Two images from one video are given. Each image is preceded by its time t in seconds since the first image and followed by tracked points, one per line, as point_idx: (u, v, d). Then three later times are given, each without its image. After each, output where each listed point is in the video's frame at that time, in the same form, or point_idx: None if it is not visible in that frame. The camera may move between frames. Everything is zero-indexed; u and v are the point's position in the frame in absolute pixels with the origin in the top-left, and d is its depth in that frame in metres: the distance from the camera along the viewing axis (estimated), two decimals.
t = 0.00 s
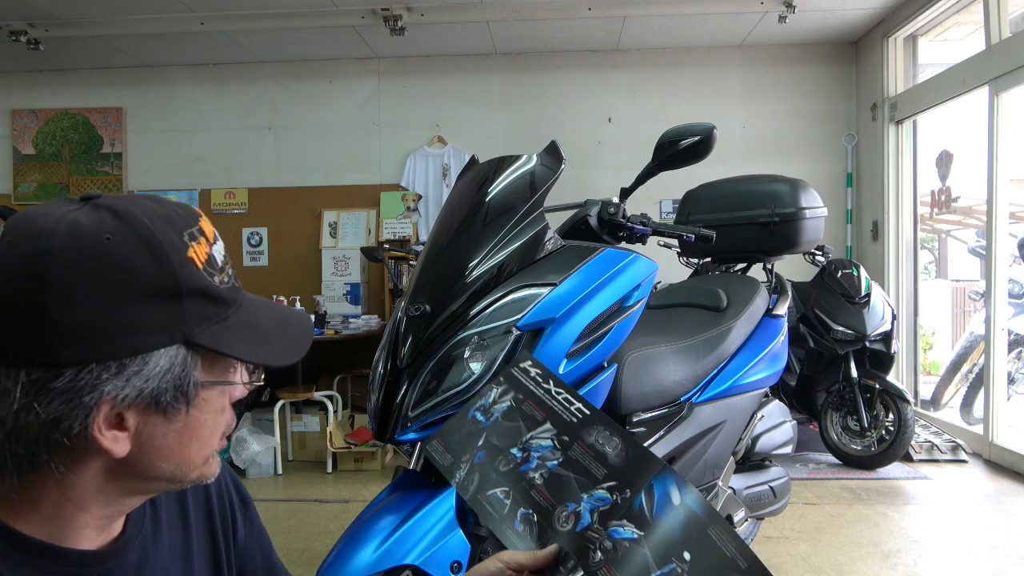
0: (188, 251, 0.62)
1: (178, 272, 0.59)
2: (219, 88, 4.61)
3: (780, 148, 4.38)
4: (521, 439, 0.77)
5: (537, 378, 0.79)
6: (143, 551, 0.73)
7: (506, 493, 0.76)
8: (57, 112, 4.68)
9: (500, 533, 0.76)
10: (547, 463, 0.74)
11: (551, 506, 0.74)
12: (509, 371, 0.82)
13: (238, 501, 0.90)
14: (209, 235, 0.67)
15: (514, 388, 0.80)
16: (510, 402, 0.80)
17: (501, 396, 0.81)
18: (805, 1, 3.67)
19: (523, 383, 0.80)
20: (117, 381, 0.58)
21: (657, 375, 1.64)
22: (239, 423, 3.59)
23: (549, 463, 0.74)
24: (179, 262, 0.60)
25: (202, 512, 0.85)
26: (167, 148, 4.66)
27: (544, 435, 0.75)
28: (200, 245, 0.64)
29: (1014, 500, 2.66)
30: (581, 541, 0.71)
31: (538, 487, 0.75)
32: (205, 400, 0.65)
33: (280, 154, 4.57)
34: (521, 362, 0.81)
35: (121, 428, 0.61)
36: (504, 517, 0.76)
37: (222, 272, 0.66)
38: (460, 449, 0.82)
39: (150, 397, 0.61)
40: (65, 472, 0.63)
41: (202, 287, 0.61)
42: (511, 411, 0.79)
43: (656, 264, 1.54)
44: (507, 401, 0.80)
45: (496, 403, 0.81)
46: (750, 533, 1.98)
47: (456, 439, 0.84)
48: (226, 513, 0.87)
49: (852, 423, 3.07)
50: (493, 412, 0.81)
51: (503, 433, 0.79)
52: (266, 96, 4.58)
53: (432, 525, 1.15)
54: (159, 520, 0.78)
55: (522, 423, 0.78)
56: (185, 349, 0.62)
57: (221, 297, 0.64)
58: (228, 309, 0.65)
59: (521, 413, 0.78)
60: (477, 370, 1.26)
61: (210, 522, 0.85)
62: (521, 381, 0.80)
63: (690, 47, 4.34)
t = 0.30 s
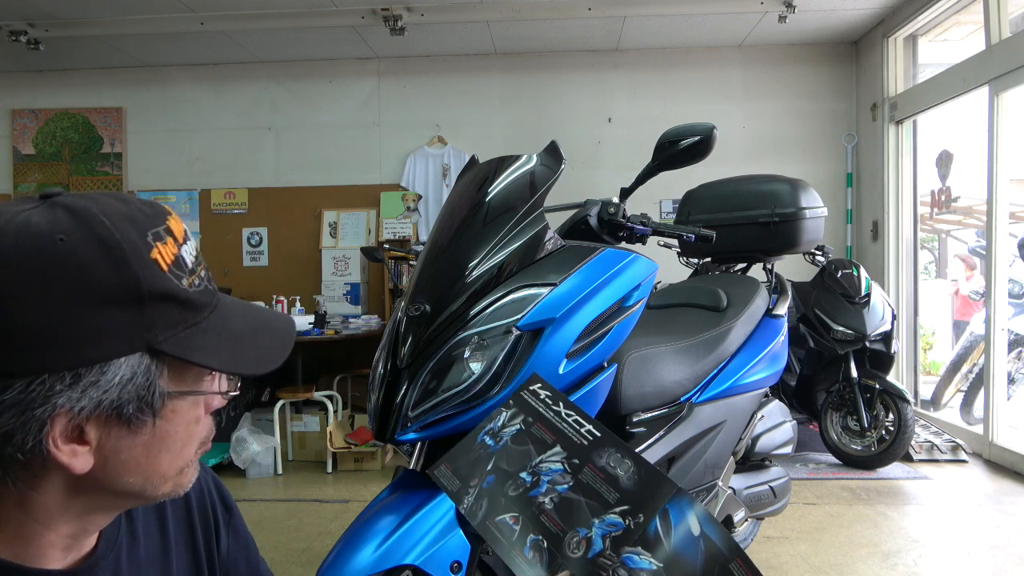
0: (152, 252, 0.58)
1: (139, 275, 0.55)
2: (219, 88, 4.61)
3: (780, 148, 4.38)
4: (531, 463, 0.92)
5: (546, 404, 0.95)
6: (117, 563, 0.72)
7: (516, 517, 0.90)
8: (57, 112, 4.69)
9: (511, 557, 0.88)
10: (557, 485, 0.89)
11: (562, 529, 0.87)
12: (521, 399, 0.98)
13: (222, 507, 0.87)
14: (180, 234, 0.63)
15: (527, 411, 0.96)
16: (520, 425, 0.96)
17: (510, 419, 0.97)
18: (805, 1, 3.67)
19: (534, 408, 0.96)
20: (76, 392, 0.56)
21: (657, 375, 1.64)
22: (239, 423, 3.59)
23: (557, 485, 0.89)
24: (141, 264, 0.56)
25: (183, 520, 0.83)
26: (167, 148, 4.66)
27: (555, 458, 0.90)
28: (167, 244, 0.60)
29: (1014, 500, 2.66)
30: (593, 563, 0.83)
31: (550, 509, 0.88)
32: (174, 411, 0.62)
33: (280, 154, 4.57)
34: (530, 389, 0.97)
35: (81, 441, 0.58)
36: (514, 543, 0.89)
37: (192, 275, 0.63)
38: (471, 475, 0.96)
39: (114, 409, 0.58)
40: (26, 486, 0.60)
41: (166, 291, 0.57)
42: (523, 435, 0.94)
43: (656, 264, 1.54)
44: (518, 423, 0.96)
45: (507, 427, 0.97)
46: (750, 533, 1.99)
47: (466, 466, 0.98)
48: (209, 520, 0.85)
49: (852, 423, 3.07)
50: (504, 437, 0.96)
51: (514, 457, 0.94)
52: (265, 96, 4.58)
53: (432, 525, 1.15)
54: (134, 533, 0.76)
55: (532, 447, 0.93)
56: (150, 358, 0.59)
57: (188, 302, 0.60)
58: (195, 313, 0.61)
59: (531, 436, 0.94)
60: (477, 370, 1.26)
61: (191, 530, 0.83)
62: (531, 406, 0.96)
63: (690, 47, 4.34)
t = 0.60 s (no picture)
0: (130, 260, 0.57)
1: (117, 284, 0.55)
2: (219, 88, 4.61)
3: (780, 148, 4.38)
4: (536, 465, 0.92)
5: (550, 402, 0.95)
6: (102, 568, 0.72)
7: (523, 522, 0.92)
8: (57, 112, 4.69)
9: (519, 562, 0.90)
10: (564, 490, 0.90)
11: (569, 535, 0.89)
12: (525, 397, 0.97)
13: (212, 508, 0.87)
14: (159, 238, 0.62)
15: (530, 411, 0.96)
16: (524, 425, 0.96)
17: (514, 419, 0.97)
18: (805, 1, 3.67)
19: (537, 406, 0.95)
20: (54, 408, 0.55)
21: (657, 375, 1.64)
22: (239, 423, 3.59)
23: (564, 490, 0.90)
24: (118, 273, 0.55)
25: (173, 523, 0.83)
26: (166, 148, 4.66)
27: (562, 460, 0.91)
28: (146, 250, 0.59)
29: (1014, 500, 2.66)
30: (604, 569, 0.86)
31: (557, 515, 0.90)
32: (156, 418, 0.62)
33: (280, 154, 4.57)
34: (534, 388, 0.97)
35: (61, 454, 0.58)
36: (521, 549, 0.91)
37: (173, 279, 0.62)
38: (476, 478, 0.97)
39: (94, 422, 0.58)
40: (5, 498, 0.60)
41: (146, 299, 0.57)
42: (527, 435, 0.95)
43: (656, 264, 1.54)
44: (522, 424, 0.96)
45: (511, 428, 0.96)
46: (750, 533, 1.94)
47: (472, 468, 0.98)
48: (201, 522, 0.85)
49: (852, 423, 3.07)
50: (510, 437, 0.96)
51: (520, 458, 0.94)
52: (265, 96, 4.58)
53: (431, 526, 1.15)
54: (119, 538, 0.76)
55: (537, 449, 0.93)
56: (129, 369, 0.58)
57: (169, 308, 0.59)
58: (176, 319, 0.60)
59: (537, 438, 0.94)
60: (478, 370, 1.26)
61: (180, 532, 0.83)
62: (536, 404, 0.96)
63: (690, 47, 4.34)
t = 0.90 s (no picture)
0: (114, 262, 0.56)
1: (103, 288, 0.54)
2: (219, 88, 4.61)
3: (780, 148, 4.38)
4: (538, 461, 0.93)
5: (551, 397, 0.95)
6: (105, 566, 0.72)
7: (527, 518, 0.92)
8: (57, 112, 4.69)
9: (523, 558, 0.91)
10: (566, 486, 0.91)
11: (572, 529, 0.90)
12: (526, 392, 0.96)
13: (217, 505, 0.87)
14: (142, 237, 0.61)
15: (530, 406, 0.96)
16: (526, 420, 0.95)
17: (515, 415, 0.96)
18: (805, 1, 3.67)
19: (537, 400, 0.95)
20: (50, 409, 0.55)
21: (657, 375, 1.64)
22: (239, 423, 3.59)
23: (566, 485, 0.91)
24: (104, 277, 0.55)
25: (177, 520, 0.82)
26: (166, 148, 4.66)
27: (563, 455, 0.92)
28: (130, 250, 0.58)
29: (1014, 500, 2.66)
30: (608, 564, 0.87)
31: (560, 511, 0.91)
32: (151, 415, 0.62)
33: (280, 154, 4.57)
34: (535, 382, 0.96)
35: (59, 456, 0.58)
36: (526, 544, 0.91)
37: (158, 278, 0.61)
38: (479, 474, 0.96)
39: (91, 421, 0.58)
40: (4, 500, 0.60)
41: (133, 300, 0.57)
42: (529, 431, 0.95)
43: (656, 264, 1.54)
44: (524, 419, 0.95)
45: (513, 424, 0.96)
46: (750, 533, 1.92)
47: (474, 463, 0.97)
48: (204, 519, 0.85)
49: (852, 423, 3.07)
50: (512, 433, 0.95)
51: (522, 455, 0.94)
52: (266, 96, 4.58)
53: (431, 525, 1.15)
54: (122, 536, 0.75)
55: (539, 445, 0.93)
56: (122, 368, 0.58)
57: (156, 307, 0.59)
58: (163, 317, 0.60)
59: (539, 432, 0.94)
60: (477, 370, 1.26)
61: (183, 529, 0.82)
62: (536, 398, 0.96)
63: (690, 47, 4.34)
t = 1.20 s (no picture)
0: (120, 258, 0.56)
1: (109, 284, 0.54)
2: (219, 88, 4.61)
3: (780, 148, 4.38)
4: (540, 463, 0.92)
5: (552, 401, 0.95)
6: (108, 564, 0.72)
7: (530, 519, 0.91)
8: (57, 112, 4.69)
9: (526, 558, 0.90)
10: (568, 486, 0.90)
11: (575, 529, 0.88)
12: (527, 396, 0.97)
13: (221, 505, 0.87)
14: (146, 233, 0.61)
15: (531, 410, 0.96)
16: (528, 423, 0.95)
17: (517, 419, 0.96)
18: (805, 1, 3.67)
19: (538, 404, 0.96)
20: (57, 403, 0.55)
21: (657, 375, 1.64)
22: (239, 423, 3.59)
23: (568, 487, 0.90)
24: (111, 272, 0.55)
25: (180, 520, 0.82)
26: (166, 148, 4.66)
27: (566, 456, 0.91)
28: (135, 246, 0.58)
29: (1014, 500, 2.66)
30: (612, 563, 0.86)
31: (562, 511, 0.90)
32: (155, 410, 0.62)
33: (280, 154, 4.57)
34: (536, 387, 0.97)
35: (64, 449, 0.58)
36: (529, 545, 0.90)
37: (163, 274, 0.61)
38: (482, 476, 0.96)
39: (97, 416, 0.58)
40: (8, 495, 0.60)
41: (139, 296, 0.57)
42: (530, 433, 0.94)
43: (656, 264, 1.54)
44: (526, 422, 0.95)
45: (515, 427, 0.96)
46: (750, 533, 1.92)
47: (477, 466, 0.97)
48: (207, 519, 0.85)
49: (852, 423, 3.07)
50: (514, 436, 0.95)
51: (524, 456, 0.94)
52: (266, 96, 4.58)
53: (432, 525, 1.15)
54: (126, 534, 0.75)
55: (541, 447, 0.93)
56: (129, 363, 0.59)
57: (161, 303, 0.59)
58: (169, 313, 0.60)
59: (540, 434, 0.94)
60: (477, 370, 1.26)
61: (187, 529, 0.82)
62: (538, 402, 0.96)
63: (690, 47, 4.34)
